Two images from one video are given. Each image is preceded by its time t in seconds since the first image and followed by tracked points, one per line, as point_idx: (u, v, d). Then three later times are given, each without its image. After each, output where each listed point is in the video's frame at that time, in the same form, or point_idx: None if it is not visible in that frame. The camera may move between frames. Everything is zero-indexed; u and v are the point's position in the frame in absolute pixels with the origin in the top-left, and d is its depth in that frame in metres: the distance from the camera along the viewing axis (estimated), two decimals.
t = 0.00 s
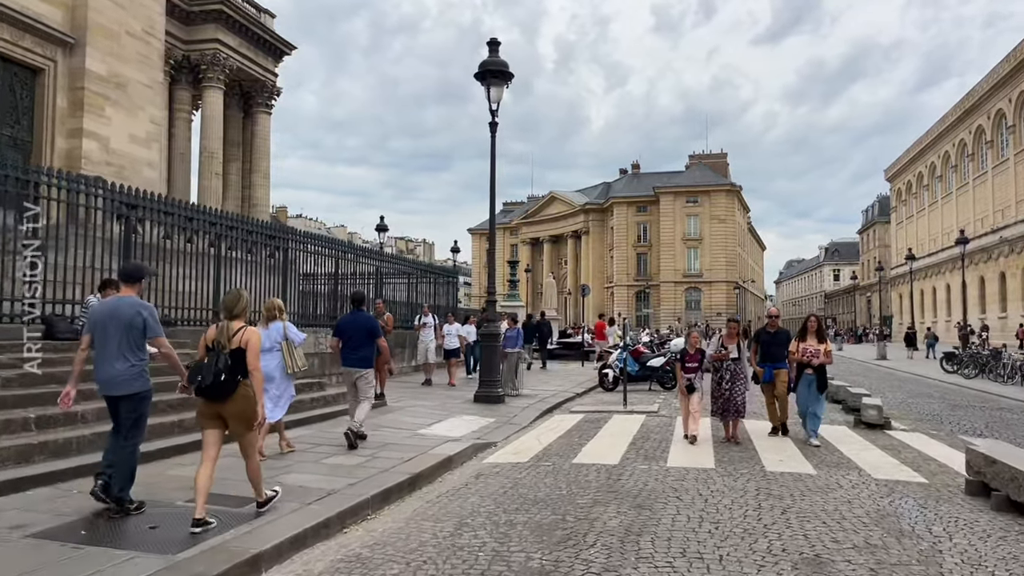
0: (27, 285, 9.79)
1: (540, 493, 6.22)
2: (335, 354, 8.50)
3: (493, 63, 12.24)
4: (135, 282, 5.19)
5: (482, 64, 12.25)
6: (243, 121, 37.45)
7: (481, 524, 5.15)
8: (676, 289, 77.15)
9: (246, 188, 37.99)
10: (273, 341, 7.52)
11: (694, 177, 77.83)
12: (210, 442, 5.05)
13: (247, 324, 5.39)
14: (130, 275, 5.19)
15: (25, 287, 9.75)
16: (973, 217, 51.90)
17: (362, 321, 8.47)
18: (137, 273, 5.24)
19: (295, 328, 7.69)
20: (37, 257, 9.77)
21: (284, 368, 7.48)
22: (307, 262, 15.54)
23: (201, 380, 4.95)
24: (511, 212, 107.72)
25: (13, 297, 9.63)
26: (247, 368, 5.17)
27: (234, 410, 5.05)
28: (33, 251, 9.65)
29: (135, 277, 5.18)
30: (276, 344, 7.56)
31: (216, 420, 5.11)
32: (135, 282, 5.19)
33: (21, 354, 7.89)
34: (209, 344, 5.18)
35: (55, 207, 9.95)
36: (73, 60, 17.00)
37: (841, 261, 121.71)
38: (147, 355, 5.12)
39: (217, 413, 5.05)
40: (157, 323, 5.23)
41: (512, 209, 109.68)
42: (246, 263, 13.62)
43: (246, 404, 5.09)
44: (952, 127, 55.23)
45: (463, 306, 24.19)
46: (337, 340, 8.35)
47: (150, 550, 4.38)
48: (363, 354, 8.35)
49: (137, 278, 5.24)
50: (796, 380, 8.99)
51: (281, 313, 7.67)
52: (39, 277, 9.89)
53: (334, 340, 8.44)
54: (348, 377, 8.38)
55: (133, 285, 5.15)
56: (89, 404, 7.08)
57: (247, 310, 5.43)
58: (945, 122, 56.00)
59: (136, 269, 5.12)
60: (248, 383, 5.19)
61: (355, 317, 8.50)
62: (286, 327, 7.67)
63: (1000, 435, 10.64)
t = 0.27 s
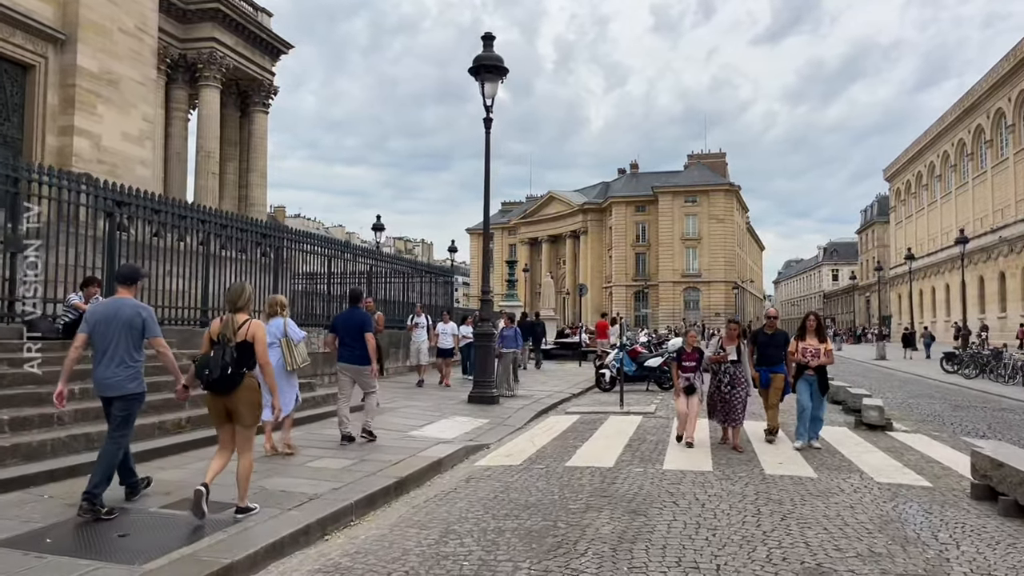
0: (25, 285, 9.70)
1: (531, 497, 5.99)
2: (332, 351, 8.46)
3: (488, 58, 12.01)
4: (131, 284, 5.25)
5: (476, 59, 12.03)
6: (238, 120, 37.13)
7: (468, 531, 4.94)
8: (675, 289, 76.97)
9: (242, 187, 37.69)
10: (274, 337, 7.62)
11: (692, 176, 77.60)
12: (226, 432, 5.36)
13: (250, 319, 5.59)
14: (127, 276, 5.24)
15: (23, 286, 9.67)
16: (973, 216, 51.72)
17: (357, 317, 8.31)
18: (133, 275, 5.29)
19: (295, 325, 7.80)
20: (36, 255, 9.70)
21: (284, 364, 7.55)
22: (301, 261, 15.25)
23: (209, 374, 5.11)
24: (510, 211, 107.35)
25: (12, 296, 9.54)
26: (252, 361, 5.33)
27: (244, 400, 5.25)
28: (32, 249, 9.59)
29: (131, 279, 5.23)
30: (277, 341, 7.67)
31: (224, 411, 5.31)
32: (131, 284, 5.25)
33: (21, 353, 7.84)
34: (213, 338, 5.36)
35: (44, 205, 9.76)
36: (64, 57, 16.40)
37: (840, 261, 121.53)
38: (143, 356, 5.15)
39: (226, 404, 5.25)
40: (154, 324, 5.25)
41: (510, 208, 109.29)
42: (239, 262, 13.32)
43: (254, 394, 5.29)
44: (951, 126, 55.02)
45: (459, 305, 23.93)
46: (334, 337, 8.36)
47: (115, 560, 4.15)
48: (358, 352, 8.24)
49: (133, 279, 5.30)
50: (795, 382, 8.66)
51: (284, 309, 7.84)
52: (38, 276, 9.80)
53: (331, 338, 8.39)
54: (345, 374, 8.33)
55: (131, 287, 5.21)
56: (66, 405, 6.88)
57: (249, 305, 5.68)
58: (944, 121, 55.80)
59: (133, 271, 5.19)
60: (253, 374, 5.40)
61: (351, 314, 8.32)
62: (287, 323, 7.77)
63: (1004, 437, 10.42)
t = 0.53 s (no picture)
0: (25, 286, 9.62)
1: (520, 506, 5.74)
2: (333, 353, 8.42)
3: (481, 53, 11.78)
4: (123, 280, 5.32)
5: (470, 54, 11.80)
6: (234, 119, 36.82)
7: (452, 543, 4.70)
8: (673, 289, 76.80)
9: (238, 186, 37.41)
10: (274, 341, 7.68)
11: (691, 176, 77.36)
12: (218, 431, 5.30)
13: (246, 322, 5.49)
14: (119, 272, 5.31)
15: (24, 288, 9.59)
16: (972, 216, 51.51)
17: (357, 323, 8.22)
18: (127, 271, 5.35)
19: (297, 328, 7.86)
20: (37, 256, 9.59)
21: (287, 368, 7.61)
22: (295, 261, 14.94)
23: (207, 377, 5.05)
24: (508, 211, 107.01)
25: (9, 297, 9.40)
26: (247, 365, 5.31)
27: (239, 404, 5.16)
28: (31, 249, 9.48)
29: (122, 275, 5.30)
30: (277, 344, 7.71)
31: (216, 415, 5.22)
32: (123, 280, 5.32)
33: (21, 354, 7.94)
34: (208, 339, 5.30)
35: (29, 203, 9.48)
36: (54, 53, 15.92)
37: (839, 260, 121.34)
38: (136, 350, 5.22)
39: (219, 407, 5.15)
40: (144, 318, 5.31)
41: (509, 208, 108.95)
42: (230, 262, 12.99)
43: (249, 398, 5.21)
44: (951, 126, 54.82)
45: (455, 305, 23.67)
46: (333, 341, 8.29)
47: None
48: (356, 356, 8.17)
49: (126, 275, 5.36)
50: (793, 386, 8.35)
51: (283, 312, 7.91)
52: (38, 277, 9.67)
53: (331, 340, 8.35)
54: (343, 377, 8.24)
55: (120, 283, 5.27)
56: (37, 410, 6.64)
57: (244, 307, 5.56)
58: (944, 121, 55.58)
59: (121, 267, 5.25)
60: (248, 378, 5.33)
61: (350, 318, 8.24)
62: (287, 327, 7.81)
63: (1008, 440, 10.20)
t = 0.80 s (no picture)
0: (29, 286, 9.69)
1: (510, 514, 5.51)
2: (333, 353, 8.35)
3: (476, 48, 11.56)
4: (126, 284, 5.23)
5: (464, 49, 11.58)
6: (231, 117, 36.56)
7: (438, 556, 4.48)
8: (672, 289, 76.65)
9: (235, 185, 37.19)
10: (277, 339, 7.44)
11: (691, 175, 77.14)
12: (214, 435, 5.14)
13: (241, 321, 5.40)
14: (122, 275, 5.23)
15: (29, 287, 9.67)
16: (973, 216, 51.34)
17: (357, 321, 8.31)
18: (131, 274, 5.26)
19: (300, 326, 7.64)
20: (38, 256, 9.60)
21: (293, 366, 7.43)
22: (290, 260, 14.66)
23: (202, 379, 4.91)
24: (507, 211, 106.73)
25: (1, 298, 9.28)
26: (243, 365, 5.19)
27: (236, 406, 5.06)
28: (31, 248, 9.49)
29: (125, 279, 5.21)
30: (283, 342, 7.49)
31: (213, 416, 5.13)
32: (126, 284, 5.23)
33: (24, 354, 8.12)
34: (203, 340, 5.17)
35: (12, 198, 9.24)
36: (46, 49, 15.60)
37: (838, 260, 121.19)
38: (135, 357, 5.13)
39: (215, 409, 5.05)
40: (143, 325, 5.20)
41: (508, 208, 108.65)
42: (223, 260, 12.72)
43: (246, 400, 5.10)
44: (951, 125, 54.63)
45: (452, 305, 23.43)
46: (335, 338, 8.27)
47: None
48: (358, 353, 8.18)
49: (130, 278, 5.27)
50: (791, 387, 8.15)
51: (283, 312, 7.65)
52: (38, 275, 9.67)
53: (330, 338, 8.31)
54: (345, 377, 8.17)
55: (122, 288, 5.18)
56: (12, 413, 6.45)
57: (237, 307, 5.46)
58: (944, 119, 55.40)
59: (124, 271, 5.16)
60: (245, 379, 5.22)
61: (352, 316, 8.32)
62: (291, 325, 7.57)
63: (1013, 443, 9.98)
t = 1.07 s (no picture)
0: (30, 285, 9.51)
1: (501, 520, 5.26)
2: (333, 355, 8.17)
3: (471, 42, 11.33)
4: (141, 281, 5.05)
5: (459, 42, 11.33)
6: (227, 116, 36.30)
7: (425, 565, 4.24)
8: (671, 289, 76.46)
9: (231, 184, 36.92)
10: (275, 340, 7.25)
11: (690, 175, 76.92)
12: (204, 433, 4.90)
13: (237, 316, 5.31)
14: (138, 273, 5.05)
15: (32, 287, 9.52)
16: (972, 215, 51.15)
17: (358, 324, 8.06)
18: (146, 272, 5.08)
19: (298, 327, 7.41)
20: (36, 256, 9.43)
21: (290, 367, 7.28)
22: (282, 259, 14.36)
23: (195, 373, 4.85)
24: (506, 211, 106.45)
25: None
26: (238, 360, 5.09)
27: (231, 402, 4.93)
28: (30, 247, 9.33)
29: (141, 277, 5.03)
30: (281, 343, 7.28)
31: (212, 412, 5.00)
32: (142, 282, 5.05)
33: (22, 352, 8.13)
34: (199, 337, 5.05)
35: None
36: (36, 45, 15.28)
37: (837, 260, 121.02)
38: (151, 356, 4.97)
39: (210, 405, 4.94)
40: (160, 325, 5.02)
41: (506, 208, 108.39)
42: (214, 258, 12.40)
43: (242, 396, 4.97)
44: (950, 124, 54.47)
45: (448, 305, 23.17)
46: (335, 340, 8.07)
47: None
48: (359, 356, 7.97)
49: (145, 276, 5.09)
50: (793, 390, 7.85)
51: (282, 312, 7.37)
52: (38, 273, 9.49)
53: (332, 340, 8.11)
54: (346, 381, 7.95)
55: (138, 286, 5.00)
56: None
57: (235, 304, 5.33)
58: (944, 119, 55.22)
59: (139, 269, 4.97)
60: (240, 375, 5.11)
61: (353, 318, 8.08)
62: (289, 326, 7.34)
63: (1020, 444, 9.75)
